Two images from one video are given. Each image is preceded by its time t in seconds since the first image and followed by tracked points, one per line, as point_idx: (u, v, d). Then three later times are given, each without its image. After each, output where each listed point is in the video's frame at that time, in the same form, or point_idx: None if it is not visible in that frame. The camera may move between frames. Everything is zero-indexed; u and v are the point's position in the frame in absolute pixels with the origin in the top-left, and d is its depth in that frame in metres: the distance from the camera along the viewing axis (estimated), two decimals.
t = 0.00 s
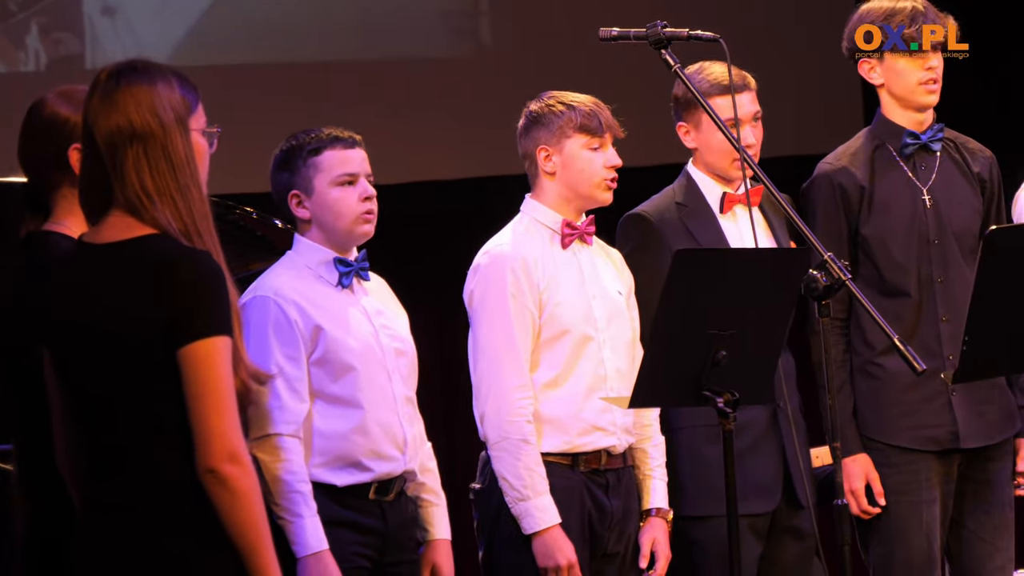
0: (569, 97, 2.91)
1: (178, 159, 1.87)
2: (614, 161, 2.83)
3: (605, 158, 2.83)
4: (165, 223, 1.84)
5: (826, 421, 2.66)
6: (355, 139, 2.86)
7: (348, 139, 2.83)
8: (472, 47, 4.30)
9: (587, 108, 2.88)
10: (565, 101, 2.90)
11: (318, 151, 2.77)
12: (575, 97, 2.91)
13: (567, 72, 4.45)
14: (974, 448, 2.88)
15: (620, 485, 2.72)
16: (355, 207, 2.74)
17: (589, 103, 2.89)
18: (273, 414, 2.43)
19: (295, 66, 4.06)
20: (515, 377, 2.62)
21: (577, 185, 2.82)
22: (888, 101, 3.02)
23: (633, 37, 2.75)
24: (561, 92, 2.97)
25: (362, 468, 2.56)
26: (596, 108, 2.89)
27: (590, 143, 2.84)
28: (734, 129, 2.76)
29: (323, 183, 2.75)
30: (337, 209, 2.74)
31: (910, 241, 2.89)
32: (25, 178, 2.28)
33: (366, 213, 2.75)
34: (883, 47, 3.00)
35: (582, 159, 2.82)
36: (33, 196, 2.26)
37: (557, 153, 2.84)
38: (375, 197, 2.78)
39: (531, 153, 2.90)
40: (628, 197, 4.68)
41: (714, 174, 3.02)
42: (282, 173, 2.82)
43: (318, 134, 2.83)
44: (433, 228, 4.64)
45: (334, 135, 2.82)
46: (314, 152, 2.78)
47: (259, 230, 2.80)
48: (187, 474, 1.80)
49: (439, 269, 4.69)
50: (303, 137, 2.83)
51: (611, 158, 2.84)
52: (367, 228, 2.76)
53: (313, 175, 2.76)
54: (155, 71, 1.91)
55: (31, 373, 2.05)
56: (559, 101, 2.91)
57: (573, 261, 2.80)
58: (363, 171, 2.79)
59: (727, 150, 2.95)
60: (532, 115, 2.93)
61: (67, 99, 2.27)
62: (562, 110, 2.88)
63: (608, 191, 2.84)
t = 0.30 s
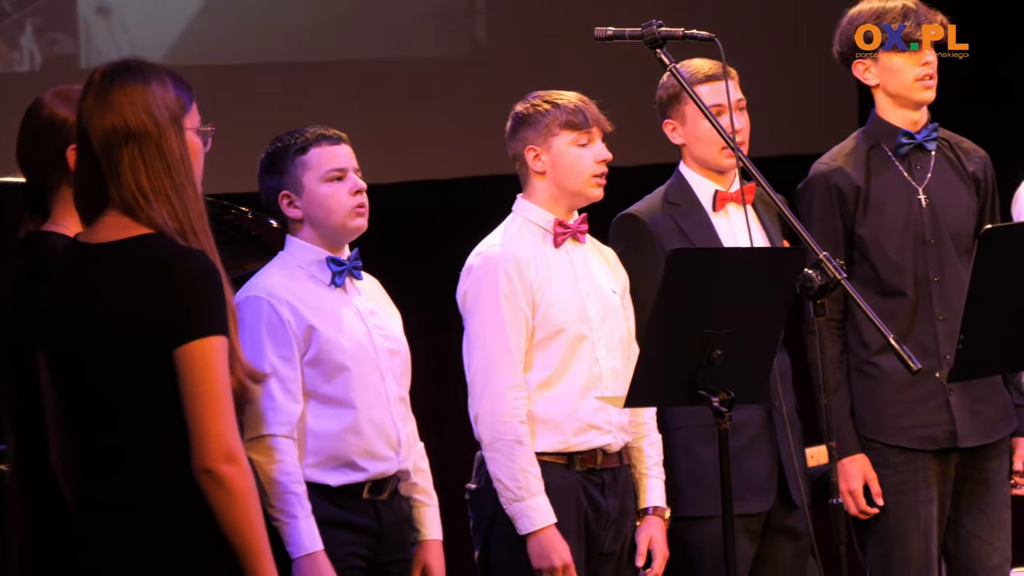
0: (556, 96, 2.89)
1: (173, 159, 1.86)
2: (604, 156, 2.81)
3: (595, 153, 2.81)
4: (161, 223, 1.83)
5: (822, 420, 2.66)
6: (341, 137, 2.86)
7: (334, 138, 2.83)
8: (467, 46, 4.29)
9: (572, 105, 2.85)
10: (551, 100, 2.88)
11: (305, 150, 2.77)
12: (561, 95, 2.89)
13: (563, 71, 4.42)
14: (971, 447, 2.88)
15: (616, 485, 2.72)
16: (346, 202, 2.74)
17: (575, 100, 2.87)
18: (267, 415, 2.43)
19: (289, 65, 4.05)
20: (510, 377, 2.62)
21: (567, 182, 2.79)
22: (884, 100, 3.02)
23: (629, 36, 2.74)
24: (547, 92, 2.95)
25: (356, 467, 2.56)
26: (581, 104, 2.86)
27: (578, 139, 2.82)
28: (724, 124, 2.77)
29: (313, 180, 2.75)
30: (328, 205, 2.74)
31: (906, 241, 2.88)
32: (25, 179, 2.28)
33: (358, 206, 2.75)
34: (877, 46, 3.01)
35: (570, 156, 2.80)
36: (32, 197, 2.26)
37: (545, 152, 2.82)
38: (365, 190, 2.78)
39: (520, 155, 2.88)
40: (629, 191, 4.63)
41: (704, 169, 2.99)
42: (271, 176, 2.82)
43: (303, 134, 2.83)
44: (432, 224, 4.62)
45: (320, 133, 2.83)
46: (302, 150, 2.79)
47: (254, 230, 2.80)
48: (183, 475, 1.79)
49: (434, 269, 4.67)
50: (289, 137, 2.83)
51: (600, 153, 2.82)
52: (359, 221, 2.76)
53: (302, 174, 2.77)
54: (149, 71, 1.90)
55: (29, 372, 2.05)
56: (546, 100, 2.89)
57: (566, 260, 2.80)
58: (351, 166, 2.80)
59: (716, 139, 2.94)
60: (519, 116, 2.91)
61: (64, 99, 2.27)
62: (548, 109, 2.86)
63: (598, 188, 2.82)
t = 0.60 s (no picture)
0: (540, 95, 2.87)
1: (162, 157, 1.85)
2: (588, 155, 2.80)
3: (579, 153, 2.80)
4: (150, 221, 1.82)
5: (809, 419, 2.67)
6: (327, 136, 2.86)
7: (320, 136, 2.83)
8: (452, 44, 4.27)
9: (557, 104, 2.84)
10: (536, 99, 2.86)
11: (290, 149, 2.77)
12: (546, 94, 2.87)
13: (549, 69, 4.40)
14: (960, 445, 2.87)
15: (602, 483, 2.73)
16: (333, 201, 2.74)
17: (560, 99, 2.85)
18: (253, 413, 2.43)
19: (274, 64, 4.04)
20: (495, 377, 2.62)
21: (551, 181, 2.78)
22: (872, 98, 2.97)
23: (615, 34, 2.74)
24: (532, 91, 2.93)
25: (341, 466, 2.55)
26: (565, 103, 2.85)
27: (562, 137, 2.80)
28: (712, 125, 2.77)
29: (298, 179, 2.74)
30: (314, 204, 2.73)
31: (895, 240, 2.86)
32: (10, 178, 2.26)
33: (344, 206, 2.75)
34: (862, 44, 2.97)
35: (554, 155, 2.78)
36: (17, 194, 2.24)
37: (529, 151, 2.81)
38: (351, 189, 2.78)
39: (504, 153, 2.86)
40: (616, 189, 4.60)
41: (689, 168, 2.99)
42: (256, 175, 2.82)
43: (289, 133, 2.82)
44: (422, 225, 4.57)
45: (306, 132, 2.82)
46: (287, 149, 2.78)
47: (239, 227, 2.79)
48: (171, 475, 1.78)
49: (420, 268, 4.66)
50: (275, 136, 2.82)
51: (584, 152, 2.81)
52: (345, 221, 2.75)
53: (289, 173, 2.75)
54: (137, 69, 1.89)
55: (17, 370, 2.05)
56: (530, 99, 2.87)
57: (550, 259, 2.79)
58: (337, 165, 2.79)
59: (704, 140, 2.93)
60: (503, 115, 2.89)
61: (52, 98, 2.26)
62: (532, 107, 2.84)
63: (582, 186, 2.81)
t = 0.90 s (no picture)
0: (526, 94, 2.86)
1: (149, 156, 1.85)
2: (573, 153, 2.80)
3: (564, 151, 2.79)
4: (137, 220, 1.82)
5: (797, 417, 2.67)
6: (317, 136, 2.85)
7: (310, 136, 2.82)
8: (437, 43, 4.25)
9: (543, 103, 2.83)
10: (521, 97, 2.85)
11: (280, 149, 2.76)
12: (531, 93, 2.86)
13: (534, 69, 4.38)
14: (953, 443, 2.83)
15: (585, 481, 2.74)
16: (321, 202, 2.73)
17: (545, 98, 2.84)
18: (240, 413, 2.43)
19: (260, 64, 4.03)
20: (480, 375, 2.62)
21: (537, 179, 2.77)
22: (857, 99, 2.92)
23: (600, 33, 2.74)
24: (518, 90, 2.92)
25: (328, 466, 2.55)
26: (551, 102, 2.84)
27: (548, 136, 2.80)
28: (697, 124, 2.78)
29: (287, 179, 2.73)
30: (302, 204, 2.73)
31: (884, 239, 2.80)
32: None
33: (332, 207, 2.74)
34: (845, 44, 2.92)
35: (539, 154, 2.77)
36: None
37: (515, 149, 2.80)
38: (340, 190, 2.78)
39: (490, 152, 2.85)
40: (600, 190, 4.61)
41: (675, 167, 2.98)
42: (245, 173, 2.80)
43: (279, 132, 2.82)
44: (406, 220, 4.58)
45: (295, 132, 2.82)
46: (276, 148, 2.77)
47: (225, 227, 2.77)
48: (157, 475, 1.78)
49: (405, 267, 4.64)
50: (264, 135, 2.81)
51: (569, 151, 2.80)
52: (333, 222, 2.75)
53: (277, 173, 2.75)
54: (125, 67, 1.88)
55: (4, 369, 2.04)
56: (515, 98, 2.86)
57: (534, 258, 2.79)
58: (327, 166, 2.78)
59: (690, 140, 2.92)
60: (487, 114, 2.88)
61: (35, 96, 2.24)
62: (517, 106, 2.83)
63: (568, 185, 2.81)
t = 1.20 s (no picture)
0: (508, 93, 2.86)
1: (134, 154, 1.88)
2: (557, 152, 2.79)
3: (548, 150, 2.78)
4: (123, 219, 1.85)
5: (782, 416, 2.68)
6: (305, 136, 2.85)
7: (297, 136, 2.82)
8: (422, 43, 4.24)
9: (526, 102, 2.83)
10: (504, 97, 2.85)
11: (267, 149, 2.76)
12: (514, 92, 2.86)
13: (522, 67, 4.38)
14: (939, 441, 2.81)
15: (571, 481, 2.73)
16: (308, 203, 2.73)
17: (528, 98, 2.84)
18: (226, 413, 2.46)
19: (247, 64, 4.03)
20: (465, 374, 2.62)
21: (521, 178, 2.77)
22: (843, 98, 2.92)
23: (584, 32, 2.74)
24: (500, 90, 2.92)
25: (318, 464, 2.57)
26: (534, 102, 2.83)
27: (532, 135, 2.79)
28: (680, 120, 2.78)
29: (274, 180, 2.73)
30: (289, 205, 2.73)
31: (870, 237, 2.79)
32: None
33: (319, 207, 2.75)
34: (829, 43, 2.92)
35: (523, 154, 2.77)
36: None
37: (499, 148, 2.79)
38: (327, 191, 2.78)
39: (473, 152, 2.84)
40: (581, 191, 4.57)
41: (661, 164, 2.98)
42: (233, 172, 2.80)
43: (267, 132, 2.82)
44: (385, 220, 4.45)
45: (283, 131, 2.82)
46: (264, 148, 2.77)
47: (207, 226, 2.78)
48: (143, 473, 1.80)
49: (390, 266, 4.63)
50: (251, 135, 2.81)
51: (553, 149, 2.80)
52: (320, 222, 2.75)
53: (264, 173, 2.75)
54: (110, 66, 1.91)
55: None
56: (498, 97, 2.86)
57: (517, 257, 2.78)
58: (314, 166, 2.78)
59: (674, 136, 2.91)
60: (470, 114, 2.88)
61: (16, 96, 2.24)
62: (500, 106, 2.83)
63: (552, 182, 2.80)
